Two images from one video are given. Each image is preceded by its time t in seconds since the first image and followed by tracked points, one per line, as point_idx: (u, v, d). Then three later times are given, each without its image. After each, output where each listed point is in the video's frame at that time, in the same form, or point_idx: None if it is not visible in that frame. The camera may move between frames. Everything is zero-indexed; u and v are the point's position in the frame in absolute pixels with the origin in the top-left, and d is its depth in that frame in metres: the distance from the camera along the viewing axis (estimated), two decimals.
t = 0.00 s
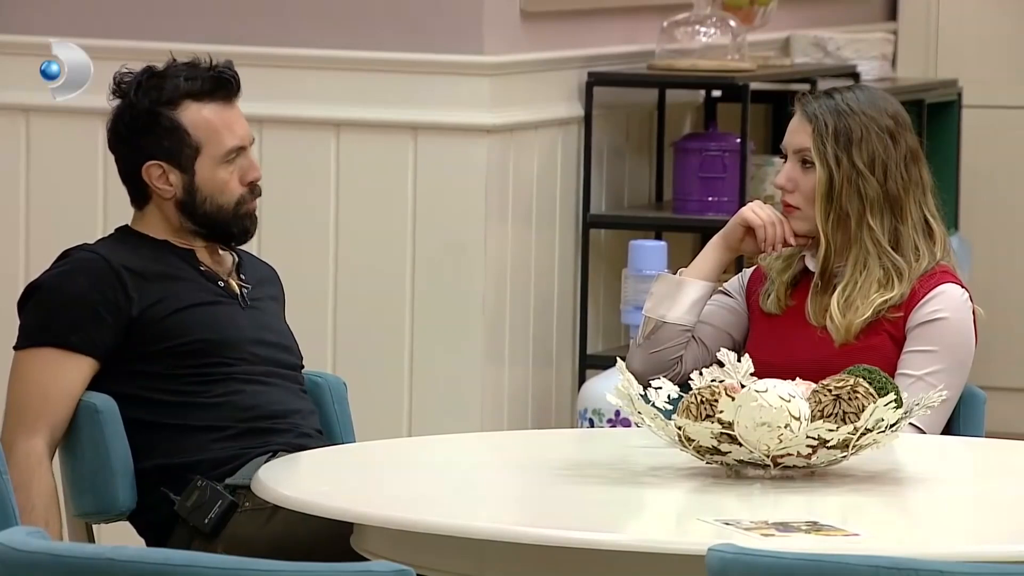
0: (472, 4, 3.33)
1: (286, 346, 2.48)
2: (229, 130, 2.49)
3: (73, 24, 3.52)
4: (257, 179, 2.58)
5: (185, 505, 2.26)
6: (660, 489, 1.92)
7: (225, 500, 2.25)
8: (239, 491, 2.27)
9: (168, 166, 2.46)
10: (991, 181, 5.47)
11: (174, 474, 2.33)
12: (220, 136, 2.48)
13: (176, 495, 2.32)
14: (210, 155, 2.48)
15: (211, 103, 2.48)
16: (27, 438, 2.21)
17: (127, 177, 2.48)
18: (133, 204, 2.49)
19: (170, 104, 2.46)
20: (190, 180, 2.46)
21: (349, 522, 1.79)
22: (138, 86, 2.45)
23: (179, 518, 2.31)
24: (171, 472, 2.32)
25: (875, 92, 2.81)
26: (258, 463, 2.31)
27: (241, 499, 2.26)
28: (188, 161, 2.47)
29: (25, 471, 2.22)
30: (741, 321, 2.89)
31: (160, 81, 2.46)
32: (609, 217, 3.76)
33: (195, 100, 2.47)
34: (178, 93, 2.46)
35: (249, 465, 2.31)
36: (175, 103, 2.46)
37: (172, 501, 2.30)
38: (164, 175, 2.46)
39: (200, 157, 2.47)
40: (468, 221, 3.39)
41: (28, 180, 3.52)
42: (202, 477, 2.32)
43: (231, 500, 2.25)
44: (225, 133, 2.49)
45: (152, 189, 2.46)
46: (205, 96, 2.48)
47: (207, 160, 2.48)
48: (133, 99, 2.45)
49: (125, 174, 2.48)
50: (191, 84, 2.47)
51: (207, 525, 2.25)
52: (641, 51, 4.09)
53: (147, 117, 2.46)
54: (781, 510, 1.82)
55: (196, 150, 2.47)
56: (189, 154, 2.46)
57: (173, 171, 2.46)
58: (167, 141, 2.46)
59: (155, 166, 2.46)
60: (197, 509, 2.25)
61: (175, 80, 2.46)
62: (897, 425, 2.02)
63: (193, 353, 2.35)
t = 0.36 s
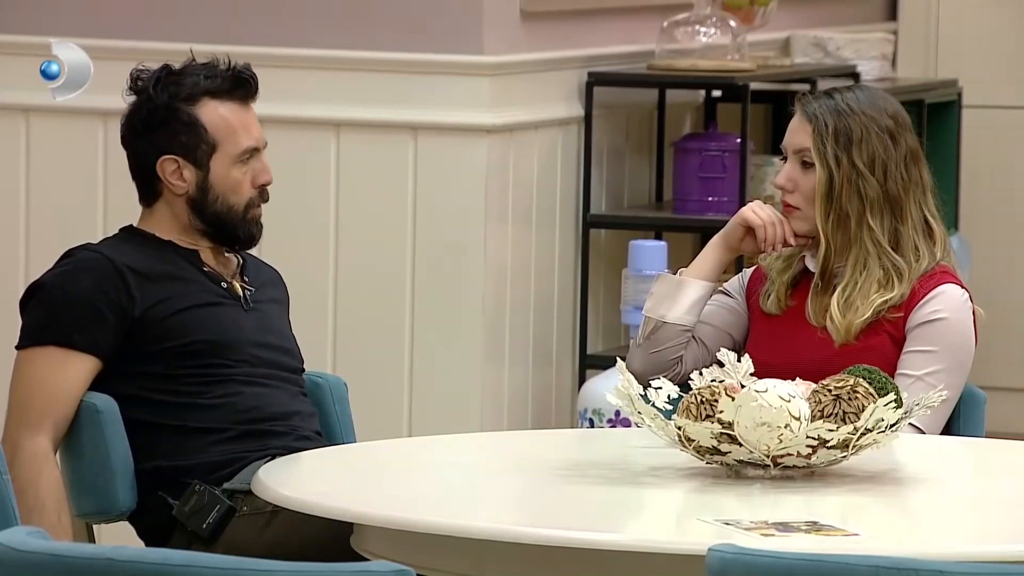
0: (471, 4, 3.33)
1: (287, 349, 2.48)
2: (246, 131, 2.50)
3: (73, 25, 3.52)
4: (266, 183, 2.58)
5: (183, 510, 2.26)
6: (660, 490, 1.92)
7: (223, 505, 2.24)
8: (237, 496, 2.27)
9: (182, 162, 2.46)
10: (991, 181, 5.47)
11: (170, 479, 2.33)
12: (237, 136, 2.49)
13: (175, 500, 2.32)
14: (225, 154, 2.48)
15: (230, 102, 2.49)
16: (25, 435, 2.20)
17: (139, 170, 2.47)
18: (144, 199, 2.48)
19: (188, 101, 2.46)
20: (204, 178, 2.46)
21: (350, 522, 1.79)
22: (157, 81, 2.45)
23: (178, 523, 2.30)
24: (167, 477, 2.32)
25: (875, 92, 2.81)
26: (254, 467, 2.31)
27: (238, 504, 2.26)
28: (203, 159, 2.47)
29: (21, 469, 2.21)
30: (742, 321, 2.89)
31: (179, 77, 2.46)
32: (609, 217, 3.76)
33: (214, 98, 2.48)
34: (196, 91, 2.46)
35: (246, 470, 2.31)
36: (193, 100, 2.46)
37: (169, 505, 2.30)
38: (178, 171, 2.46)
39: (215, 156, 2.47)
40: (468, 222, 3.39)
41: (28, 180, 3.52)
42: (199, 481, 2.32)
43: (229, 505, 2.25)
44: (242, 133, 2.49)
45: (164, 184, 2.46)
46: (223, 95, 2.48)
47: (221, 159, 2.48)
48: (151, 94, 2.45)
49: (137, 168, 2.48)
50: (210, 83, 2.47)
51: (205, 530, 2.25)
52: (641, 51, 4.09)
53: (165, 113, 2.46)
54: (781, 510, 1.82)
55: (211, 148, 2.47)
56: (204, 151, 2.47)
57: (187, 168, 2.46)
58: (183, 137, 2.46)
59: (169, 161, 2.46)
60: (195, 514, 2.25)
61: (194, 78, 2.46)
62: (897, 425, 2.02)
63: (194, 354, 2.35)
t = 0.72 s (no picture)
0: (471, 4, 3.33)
1: (287, 350, 2.48)
2: (249, 129, 2.50)
3: (73, 25, 3.51)
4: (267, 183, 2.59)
5: (182, 510, 2.26)
6: (660, 490, 1.92)
7: (222, 505, 2.25)
8: (236, 496, 2.27)
9: (186, 161, 2.46)
10: (991, 181, 5.47)
11: (170, 479, 2.33)
12: (241, 135, 2.49)
13: (174, 500, 2.32)
14: (229, 152, 2.48)
15: (232, 101, 2.49)
16: (25, 435, 2.20)
17: (142, 170, 2.47)
18: (145, 200, 2.48)
19: (191, 101, 2.46)
20: (208, 177, 2.46)
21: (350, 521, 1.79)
22: (159, 81, 2.45)
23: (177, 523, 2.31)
24: (167, 477, 2.33)
25: (876, 93, 2.81)
26: (253, 467, 2.32)
27: (238, 504, 2.26)
28: (207, 158, 2.47)
29: (20, 468, 2.21)
30: (742, 321, 2.89)
31: (182, 77, 2.47)
32: (609, 217, 3.76)
33: (216, 98, 2.48)
34: (200, 90, 2.46)
35: (246, 470, 2.31)
36: (196, 99, 2.46)
37: (169, 505, 2.30)
38: (182, 170, 2.46)
39: (219, 154, 2.48)
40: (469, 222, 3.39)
41: (28, 180, 3.52)
42: (199, 482, 2.32)
43: (229, 505, 2.25)
44: (246, 132, 2.49)
45: (169, 183, 2.45)
46: (226, 94, 2.48)
47: (225, 157, 2.48)
48: (155, 94, 2.45)
49: (139, 168, 2.47)
50: (213, 82, 2.47)
51: (204, 531, 2.25)
52: (641, 51, 4.09)
53: (168, 113, 2.46)
54: (781, 510, 1.82)
55: (215, 146, 2.47)
56: (208, 150, 2.47)
57: (191, 167, 2.46)
58: (186, 136, 2.46)
59: (173, 160, 2.46)
60: (194, 515, 2.26)
61: (197, 78, 2.47)
62: (897, 426, 2.02)
63: (195, 355, 2.35)
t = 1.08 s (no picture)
0: (471, 4, 3.33)
1: (287, 351, 2.48)
2: (241, 113, 2.52)
3: (73, 25, 3.51)
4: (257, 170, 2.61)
5: (182, 511, 2.26)
6: (660, 490, 1.92)
7: (222, 506, 2.25)
8: (236, 496, 2.27)
9: (192, 149, 2.46)
10: (991, 181, 5.47)
11: (170, 479, 2.33)
12: (236, 119, 2.51)
13: (174, 500, 2.32)
14: (230, 136, 2.50)
15: (221, 88, 2.51)
16: (27, 433, 2.19)
17: (144, 168, 2.46)
18: (150, 197, 2.46)
19: (185, 91, 2.47)
20: (214, 163, 2.48)
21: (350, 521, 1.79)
22: (151, 77, 2.45)
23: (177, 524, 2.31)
24: (166, 477, 2.33)
25: (876, 92, 2.81)
26: (253, 467, 2.32)
27: (238, 505, 2.26)
28: (211, 144, 2.48)
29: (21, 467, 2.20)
30: (741, 321, 2.89)
31: (170, 70, 2.47)
32: (609, 217, 3.76)
33: (206, 86, 2.49)
34: (190, 80, 2.48)
35: (246, 470, 2.31)
36: (190, 90, 2.48)
37: (169, 506, 2.31)
38: (189, 159, 2.46)
39: (221, 139, 2.49)
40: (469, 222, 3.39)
41: (28, 180, 3.52)
42: (199, 482, 2.32)
43: (228, 506, 2.25)
44: (240, 116, 2.52)
45: (177, 174, 2.45)
46: (216, 82, 2.50)
47: (227, 141, 2.50)
48: (149, 90, 2.45)
49: (141, 166, 2.46)
50: (199, 72, 2.49)
51: (204, 531, 2.25)
52: (641, 51, 4.09)
53: (166, 108, 2.46)
54: (780, 510, 1.82)
55: (217, 132, 2.48)
56: (211, 135, 2.48)
57: (197, 155, 2.47)
58: (188, 126, 2.46)
59: (178, 151, 2.46)
60: (194, 516, 2.26)
61: (184, 69, 2.48)
62: (897, 426, 2.02)
63: (195, 354, 2.35)
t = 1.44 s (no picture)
0: (471, 5, 3.34)
1: (287, 352, 2.48)
2: (259, 122, 2.53)
3: (71, 24, 3.51)
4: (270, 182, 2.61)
5: (182, 511, 2.26)
6: (660, 490, 1.92)
7: (222, 506, 2.24)
8: (236, 497, 2.27)
9: (206, 150, 2.46)
10: (990, 181, 5.47)
11: (170, 479, 2.33)
12: (253, 127, 2.51)
13: (174, 500, 2.32)
14: (245, 143, 2.50)
15: (242, 95, 2.51)
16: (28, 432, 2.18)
17: (157, 164, 2.46)
18: (158, 195, 2.46)
19: (206, 92, 2.47)
20: (226, 167, 2.48)
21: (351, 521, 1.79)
22: (174, 74, 2.45)
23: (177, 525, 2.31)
24: (166, 477, 2.33)
25: (879, 92, 2.81)
26: (253, 467, 2.32)
27: (237, 505, 2.26)
28: (226, 148, 2.48)
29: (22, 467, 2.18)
30: (741, 321, 2.89)
31: (193, 70, 2.48)
32: (609, 217, 3.76)
33: (228, 90, 2.50)
34: (213, 82, 2.48)
35: (246, 471, 2.31)
36: (211, 91, 2.48)
37: (168, 506, 2.31)
38: (202, 160, 2.46)
39: (237, 145, 2.49)
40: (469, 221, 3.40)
41: (28, 180, 3.52)
42: (199, 482, 2.32)
43: (228, 506, 2.25)
44: (257, 126, 2.52)
45: (188, 173, 2.45)
46: (237, 87, 2.51)
47: (242, 148, 2.50)
48: (170, 87, 2.45)
49: (154, 162, 2.46)
50: (223, 76, 2.50)
51: (204, 532, 2.25)
52: (641, 51, 4.09)
53: (185, 106, 2.46)
54: (780, 510, 1.82)
55: (233, 137, 2.48)
56: (227, 139, 2.48)
57: (211, 157, 2.47)
58: (205, 126, 2.46)
59: (192, 151, 2.46)
60: (193, 516, 2.25)
61: (208, 71, 2.48)
62: (897, 426, 2.02)
63: (197, 355, 2.35)
